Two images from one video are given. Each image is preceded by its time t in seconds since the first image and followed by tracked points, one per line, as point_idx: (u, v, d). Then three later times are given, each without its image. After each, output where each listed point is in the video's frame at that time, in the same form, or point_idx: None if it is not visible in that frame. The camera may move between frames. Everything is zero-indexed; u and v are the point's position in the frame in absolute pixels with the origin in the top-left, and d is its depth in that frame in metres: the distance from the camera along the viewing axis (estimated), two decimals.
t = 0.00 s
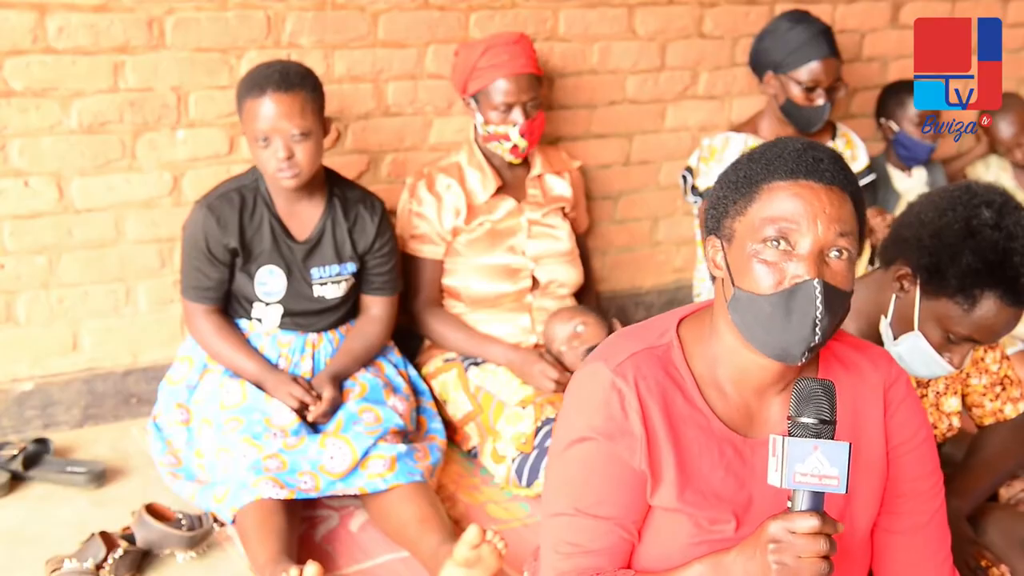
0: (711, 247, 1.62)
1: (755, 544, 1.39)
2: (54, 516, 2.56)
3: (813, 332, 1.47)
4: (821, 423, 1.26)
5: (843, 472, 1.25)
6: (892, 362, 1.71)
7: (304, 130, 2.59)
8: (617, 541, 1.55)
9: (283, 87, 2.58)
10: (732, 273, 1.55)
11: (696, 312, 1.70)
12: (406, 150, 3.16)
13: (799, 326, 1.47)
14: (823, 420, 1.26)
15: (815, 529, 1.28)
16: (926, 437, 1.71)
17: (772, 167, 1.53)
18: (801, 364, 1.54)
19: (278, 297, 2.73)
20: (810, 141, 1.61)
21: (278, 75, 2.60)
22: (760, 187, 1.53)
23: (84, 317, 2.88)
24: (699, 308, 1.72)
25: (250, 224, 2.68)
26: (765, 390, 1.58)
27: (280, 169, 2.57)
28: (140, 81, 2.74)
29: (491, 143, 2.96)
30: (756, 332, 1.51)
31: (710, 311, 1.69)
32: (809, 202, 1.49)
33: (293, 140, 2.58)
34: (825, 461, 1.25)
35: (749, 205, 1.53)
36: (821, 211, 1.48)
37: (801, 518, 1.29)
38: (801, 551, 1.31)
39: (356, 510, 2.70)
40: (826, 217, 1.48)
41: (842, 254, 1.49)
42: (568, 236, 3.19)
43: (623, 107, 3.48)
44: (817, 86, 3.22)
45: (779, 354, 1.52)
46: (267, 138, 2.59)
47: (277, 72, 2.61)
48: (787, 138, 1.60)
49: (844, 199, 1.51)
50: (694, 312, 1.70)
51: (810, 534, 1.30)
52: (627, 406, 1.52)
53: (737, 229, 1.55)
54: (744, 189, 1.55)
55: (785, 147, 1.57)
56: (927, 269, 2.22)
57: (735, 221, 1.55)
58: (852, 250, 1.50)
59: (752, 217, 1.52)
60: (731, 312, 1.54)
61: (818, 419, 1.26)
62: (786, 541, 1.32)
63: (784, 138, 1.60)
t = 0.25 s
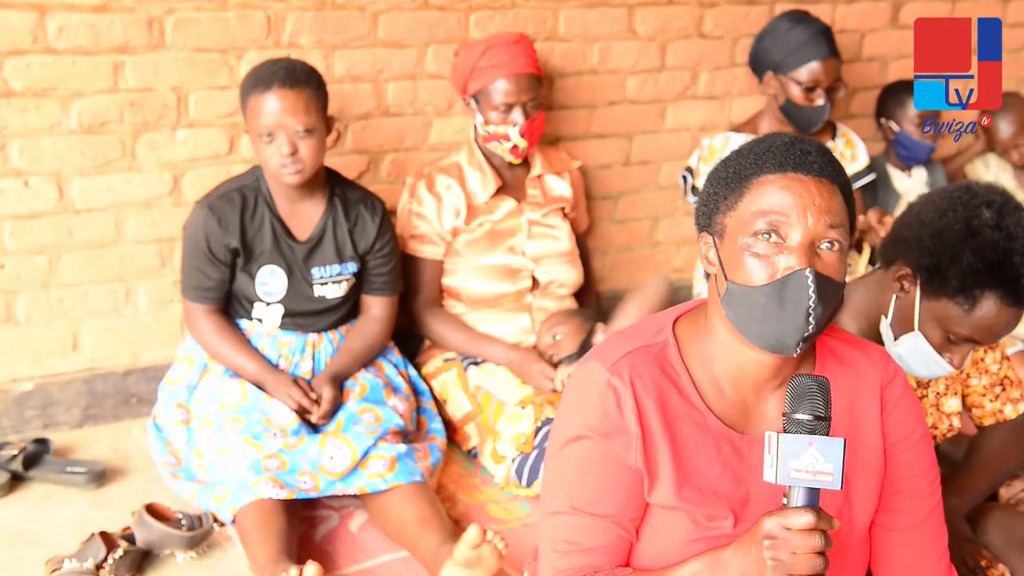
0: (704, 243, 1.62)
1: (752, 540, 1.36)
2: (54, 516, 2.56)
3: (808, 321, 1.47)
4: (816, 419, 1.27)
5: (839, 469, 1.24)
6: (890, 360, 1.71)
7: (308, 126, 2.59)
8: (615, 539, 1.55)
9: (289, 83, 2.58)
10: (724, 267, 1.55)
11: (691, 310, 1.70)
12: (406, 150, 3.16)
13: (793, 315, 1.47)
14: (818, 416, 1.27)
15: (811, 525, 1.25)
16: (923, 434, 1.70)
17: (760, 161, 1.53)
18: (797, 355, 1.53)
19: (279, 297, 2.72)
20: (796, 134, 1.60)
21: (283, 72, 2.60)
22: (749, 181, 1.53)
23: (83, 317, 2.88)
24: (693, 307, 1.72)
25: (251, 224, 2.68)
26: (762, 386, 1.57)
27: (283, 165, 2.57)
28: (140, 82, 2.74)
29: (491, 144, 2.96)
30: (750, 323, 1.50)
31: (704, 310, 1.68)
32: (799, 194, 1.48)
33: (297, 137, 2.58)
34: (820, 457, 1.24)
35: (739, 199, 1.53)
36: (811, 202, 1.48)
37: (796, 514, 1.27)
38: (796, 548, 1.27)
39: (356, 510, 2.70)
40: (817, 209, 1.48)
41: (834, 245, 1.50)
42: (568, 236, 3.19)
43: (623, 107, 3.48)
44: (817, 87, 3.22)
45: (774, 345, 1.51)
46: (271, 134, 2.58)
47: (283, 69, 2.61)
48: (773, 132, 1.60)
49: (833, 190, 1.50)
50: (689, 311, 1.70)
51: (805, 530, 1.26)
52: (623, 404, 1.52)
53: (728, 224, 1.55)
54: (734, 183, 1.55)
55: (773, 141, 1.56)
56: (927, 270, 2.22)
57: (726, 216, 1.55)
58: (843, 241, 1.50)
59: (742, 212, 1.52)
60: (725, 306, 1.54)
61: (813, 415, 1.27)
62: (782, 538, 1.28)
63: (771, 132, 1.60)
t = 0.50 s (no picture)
0: (696, 241, 1.62)
1: (743, 535, 1.35)
2: (54, 516, 2.56)
3: (797, 322, 1.47)
4: (807, 414, 1.27)
5: (829, 463, 1.23)
6: (884, 355, 1.71)
7: (311, 124, 2.59)
8: (610, 536, 1.55)
9: (292, 81, 2.58)
10: (715, 266, 1.55)
11: (685, 309, 1.70)
12: (406, 150, 3.16)
13: (782, 316, 1.46)
14: (809, 411, 1.27)
15: (802, 519, 1.25)
16: (919, 428, 1.70)
17: (750, 160, 1.53)
18: (786, 356, 1.53)
19: (280, 297, 2.72)
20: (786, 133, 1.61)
21: (286, 70, 2.60)
22: (739, 179, 1.53)
23: (84, 317, 2.88)
24: (687, 305, 1.72)
25: (252, 223, 2.68)
26: (756, 383, 1.57)
27: (285, 162, 2.57)
28: (140, 82, 2.74)
29: (490, 144, 2.96)
30: (741, 324, 1.50)
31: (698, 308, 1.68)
32: (788, 192, 1.48)
33: (300, 134, 2.58)
34: (811, 451, 1.24)
35: (730, 197, 1.53)
36: (800, 201, 1.48)
37: (788, 509, 1.27)
38: (789, 542, 1.27)
39: (356, 510, 2.70)
40: (806, 207, 1.48)
41: (823, 243, 1.49)
42: (567, 236, 3.19)
43: (623, 107, 3.48)
44: (817, 87, 3.23)
45: (764, 346, 1.51)
46: (273, 131, 2.58)
47: (286, 67, 2.62)
48: (763, 131, 1.60)
49: (823, 188, 1.50)
50: (683, 309, 1.70)
51: (797, 524, 1.26)
52: (616, 401, 1.52)
53: (719, 221, 1.55)
54: (724, 181, 1.55)
55: (763, 139, 1.57)
56: (930, 270, 2.22)
57: (717, 214, 1.55)
58: (833, 239, 1.50)
59: (733, 210, 1.52)
60: (716, 305, 1.54)
61: (804, 410, 1.27)
62: (773, 532, 1.28)
63: (761, 130, 1.60)
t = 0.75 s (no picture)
0: (692, 240, 1.62)
1: (738, 533, 1.35)
2: (54, 516, 2.56)
3: (791, 323, 1.47)
4: (800, 410, 1.27)
5: (823, 458, 1.23)
6: (880, 350, 1.71)
7: (313, 124, 2.59)
8: (607, 536, 1.55)
9: (294, 80, 2.58)
10: (710, 266, 1.56)
11: (681, 308, 1.70)
12: (406, 150, 3.16)
13: (776, 316, 1.47)
14: (802, 407, 1.27)
15: (796, 516, 1.25)
16: (917, 422, 1.70)
17: (748, 160, 1.53)
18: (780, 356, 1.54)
19: (280, 297, 2.72)
20: (785, 132, 1.60)
21: (289, 69, 2.61)
22: (736, 180, 1.52)
23: (84, 317, 2.88)
24: (683, 304, 1.71)
25: (253, 222, 2.68)
26: (751, 383, 1.57)
27: (287, 161, 2.56)
28: (140, 82, 2.74)
29: (490, 144, 2.96)
30: (735, 323, 1.51)
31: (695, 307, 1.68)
32: (784, 194, 1.48)
33: (302, 133, 2.58)
34: (804, 447, 1.24)
35: (726, 198, 1.52)
36: (796, 203, 1.47)
37: (782, 505, 1.26)
38: (783, 538, 1.27)
39: (356, 510, 2.70)
40: (802, 209, 1.47)
41: (819, 245, 1.49)
42: (567, 236, 3.19)
43: (623, 107, 3.48)
44: (817, 88, 3.23)
45: (758, 345, 1.52)
46: (275, 130, 2.58)
47: (288, 66, 2.62)
48: (762, 130, 1.59)
49: (820, 190, 1.50)
50: (679, 308, 1.70)
51: (791, 521, 1.26)
52: (611, 401, 1.52)
53: (715, 222, 1.55)
54: (721, 182, 1.54)
55: (761, 139, 1.56)
56: (933, 271, 2.21)
57: (713, 215, 1.55)
58: (829, 241, 1.50)
59: (729, 211, 1.52)
60: (711, 305, 1.55)
61: (797, 406, 1.27)
62: (767, 529, 1.28)
63: (759, 129, 1.59)
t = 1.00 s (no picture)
0: (695, 241, 1.62)
1: (736, 535, 1.34)
2: (54, 516, 2.56)
3: (789, 335, 1.48)
4: (798, 412, 1.27)
5: (821, 460, 1.23)
6: (879, 352, 1.71)
7: (314, 124, 2.59)
8: (606, 537, 1.55)
9: (295, 79, 2.58)
10: (712, 271, 1.56)
11: (682, 309, 1.70)
12: (406, 150, 3.16)
13: (775, 329, 1.47)
14: (800, 409, 1.27)
15: (794, 518, 1.25)
16: (917, 423, 1.70)
17: (754, 166, 1.52)
18: (777, 366, 1.54)
19: (280, 296, 2.72)
20: (795, 136, 1.59)
21: (290, 69, 2.61)
22: (741, 186, 1.52)
23: (84, 317, 2.88)
24: (684, 305, 1.71)
25: (253, 222, 2.67)
26: (751, 385, 1.57)
27: (288, 161, 2.56)
28: (140, 82, 2.74)
29: (488, 144, 2.96)
30: (732, 332, 1.51)
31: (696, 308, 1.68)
32: (789, 203, 1.48)
33: (303, 133, 2.58)
34: (802, 448, 1.24)
35: (730, 204, 1.52)
36: (800, 213, 1.47)
37: (780, 507, 1.27)
38: (781, 540, 1.27)
39: (356, 510, 2.70)
40: (806, 220, 1.47)
41: (822, 256, 1.49)
42: (567, 236, 3.19)
43: (623, 107, 3.48)
44: (817, 88, 3.23)
45: (756, 355, 1.52)
46: (276, 130, 2.58)
47: (290, 66, 2.62)
48: (771, 134, 1.58)
49: (826, 200, 1.49)
50: (680, 309, 1.70)
51: (789, 522, 1.26)
52: (611, 402, 1.52)
53: (718, 227, 1.55)
54: (726, 186, 1.54)
55: (769, 144, 1.55)
56: (935, 271, 2.21)
57: (717, 219, 1.55)
58: (832, 252, 1.50)
59: (733, 217, 1.52)
60: (711, 310, 1.55)
61: (795, 408, 1.27)
62: (765, 530, 1.28)
63: (768, 132, 1.58)
